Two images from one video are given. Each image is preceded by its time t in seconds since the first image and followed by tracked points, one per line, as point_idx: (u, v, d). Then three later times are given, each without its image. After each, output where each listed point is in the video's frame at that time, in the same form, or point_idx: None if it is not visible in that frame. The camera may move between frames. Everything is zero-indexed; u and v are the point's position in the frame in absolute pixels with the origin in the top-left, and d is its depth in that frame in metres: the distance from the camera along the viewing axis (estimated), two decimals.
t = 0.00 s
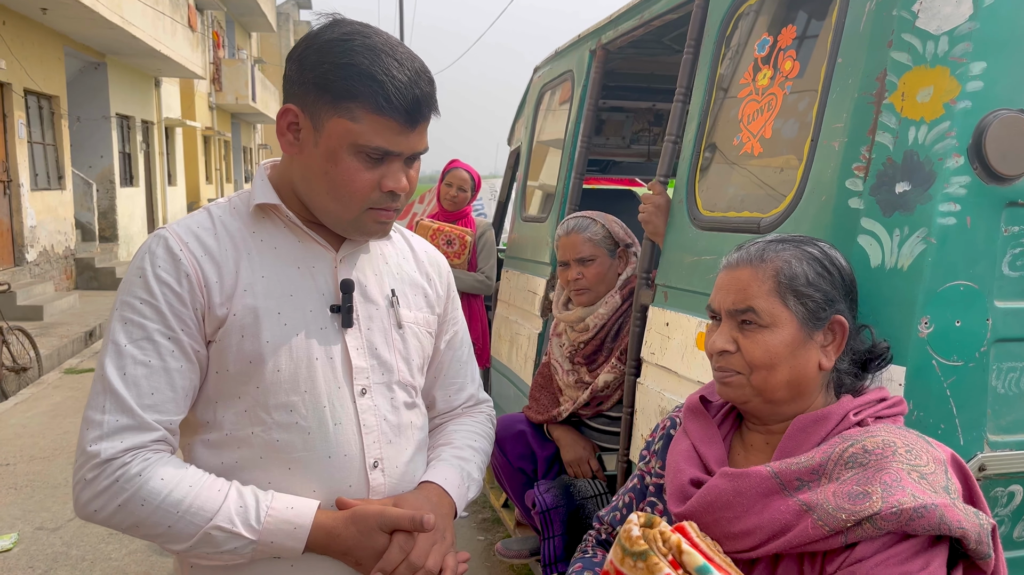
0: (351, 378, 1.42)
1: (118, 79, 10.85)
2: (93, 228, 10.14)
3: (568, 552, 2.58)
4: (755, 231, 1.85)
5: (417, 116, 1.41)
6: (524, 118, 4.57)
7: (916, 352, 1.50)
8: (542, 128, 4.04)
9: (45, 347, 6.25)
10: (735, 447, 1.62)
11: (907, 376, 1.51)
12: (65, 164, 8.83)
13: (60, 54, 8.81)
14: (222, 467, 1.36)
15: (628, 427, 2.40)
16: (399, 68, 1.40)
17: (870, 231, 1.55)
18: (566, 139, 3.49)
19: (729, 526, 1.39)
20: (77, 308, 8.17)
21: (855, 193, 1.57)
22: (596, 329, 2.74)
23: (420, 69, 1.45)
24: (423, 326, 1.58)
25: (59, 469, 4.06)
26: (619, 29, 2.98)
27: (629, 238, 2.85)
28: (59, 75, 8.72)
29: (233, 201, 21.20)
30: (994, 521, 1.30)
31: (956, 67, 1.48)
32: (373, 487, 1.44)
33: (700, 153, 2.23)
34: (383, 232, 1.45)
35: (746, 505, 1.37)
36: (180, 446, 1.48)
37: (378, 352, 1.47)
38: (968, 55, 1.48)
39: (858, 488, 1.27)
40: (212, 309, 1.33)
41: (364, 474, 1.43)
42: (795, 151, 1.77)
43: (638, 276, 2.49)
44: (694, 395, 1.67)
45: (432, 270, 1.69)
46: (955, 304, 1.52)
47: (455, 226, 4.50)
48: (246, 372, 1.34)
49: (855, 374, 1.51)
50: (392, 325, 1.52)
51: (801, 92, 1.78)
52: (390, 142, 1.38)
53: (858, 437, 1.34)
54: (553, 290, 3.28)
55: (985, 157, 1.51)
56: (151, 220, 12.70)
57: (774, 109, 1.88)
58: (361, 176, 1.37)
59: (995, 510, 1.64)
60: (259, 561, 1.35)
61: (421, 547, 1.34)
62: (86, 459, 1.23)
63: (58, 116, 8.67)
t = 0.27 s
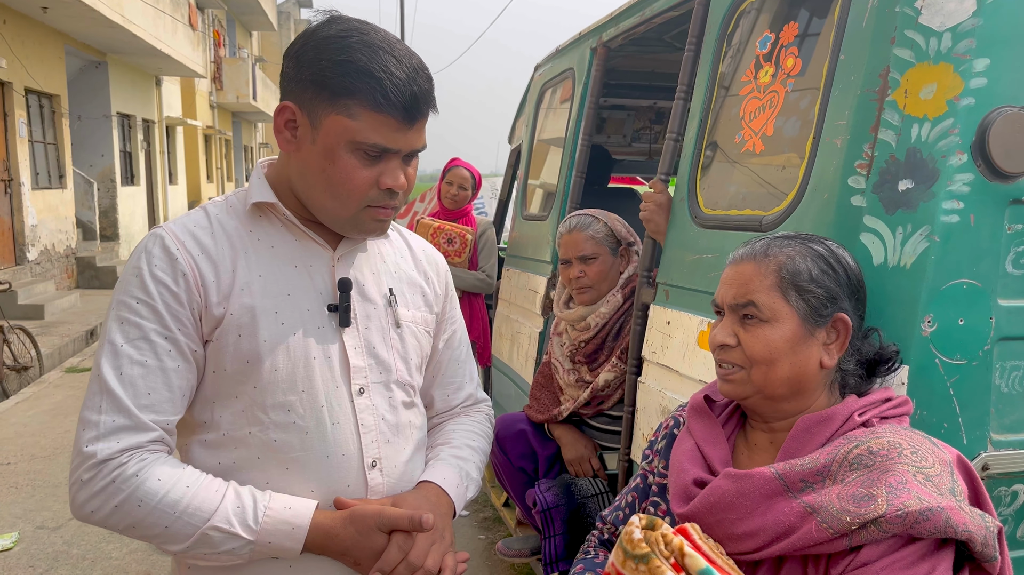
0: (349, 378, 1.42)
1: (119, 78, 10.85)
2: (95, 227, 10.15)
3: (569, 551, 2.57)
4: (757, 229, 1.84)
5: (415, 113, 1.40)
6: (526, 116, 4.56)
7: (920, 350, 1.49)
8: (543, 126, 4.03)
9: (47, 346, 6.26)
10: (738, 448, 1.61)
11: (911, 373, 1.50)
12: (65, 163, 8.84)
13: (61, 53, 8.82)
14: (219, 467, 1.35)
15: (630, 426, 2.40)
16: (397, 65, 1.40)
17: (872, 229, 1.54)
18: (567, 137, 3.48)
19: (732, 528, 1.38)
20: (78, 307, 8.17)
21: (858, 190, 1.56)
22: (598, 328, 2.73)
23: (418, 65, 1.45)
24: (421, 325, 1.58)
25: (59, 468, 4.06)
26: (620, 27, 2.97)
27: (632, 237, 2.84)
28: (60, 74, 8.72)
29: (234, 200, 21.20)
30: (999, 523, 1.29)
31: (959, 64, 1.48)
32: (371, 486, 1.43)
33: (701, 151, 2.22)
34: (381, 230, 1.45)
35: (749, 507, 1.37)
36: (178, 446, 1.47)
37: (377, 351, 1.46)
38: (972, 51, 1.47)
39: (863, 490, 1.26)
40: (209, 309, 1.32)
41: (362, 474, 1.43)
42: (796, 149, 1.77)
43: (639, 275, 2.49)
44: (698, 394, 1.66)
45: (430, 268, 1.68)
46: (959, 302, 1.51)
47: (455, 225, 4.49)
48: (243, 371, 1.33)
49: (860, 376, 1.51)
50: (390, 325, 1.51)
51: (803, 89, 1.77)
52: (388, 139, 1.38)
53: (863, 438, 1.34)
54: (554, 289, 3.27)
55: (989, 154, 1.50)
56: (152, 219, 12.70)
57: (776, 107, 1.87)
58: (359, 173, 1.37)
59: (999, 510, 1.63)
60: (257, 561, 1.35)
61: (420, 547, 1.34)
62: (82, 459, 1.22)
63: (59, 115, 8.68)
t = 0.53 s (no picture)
0: (347, 377, 1.41)
1: (120, 77, 10.86)
2: (96, 226, 10.15)
3: (570, 552, 2.56)
4: (760, 228, 1.83)
5: (412, 109, 1.39)
6: (526, 114, 4.55)
7: (924, 350, 1.48)
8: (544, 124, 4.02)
9: (48, 345, 6.26)
10: (741, 448, 1.60)
11: (915, 374, 1.49)
12: (66, 162, 8.84)
13: (62, 52, 8.82)
14: (217, 468, 1.34)
15: (631, 426, 2.38)
16: (394, 61, 1.38)
17: (876, 228, 1.53)
18: (568, 136, 3.47)
19: (736, 530, 1.37)
20: (79, 306, 8.17)
21: (861, 189, 1.54)
22: (600, 327, 2.72)
23: (415, 62, 1.43)
24: (419, 324, 1.57)
25: (60, 468, 4.05)
26: (621, 24, 2.95)
27: (635, 236, 2.84)
28: (61, 73, 8.73)
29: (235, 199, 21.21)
30: (1005, 524, 1.28)
31: (964, 61, 1.46)
32: (371, 487, 1.42)
33: (703, 149, 2.21)
34: (379, 228, 1.43)
35: (752, 509, 1.35)
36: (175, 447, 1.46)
37: (375, 350, 1.45)
38: (976, 48, 1.45)
39: (867, 491, 1.25)
40: (206, 309, 1.31)
41: (361, 474, 1.42)
42: (798, 147, 1.75)
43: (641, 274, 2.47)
44: (699, 396, 1.65)
45: (427, 267, 1.67)
46: (963, 302, 1.50)
47: (455, 223, 4.45)
48: (240, 371, 1.32)
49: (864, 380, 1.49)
50: (388, 324, 1.50)
51: (805, 87, 1.75)
52: (385, 135, 1.36)
53: (867, 439, 1.32)
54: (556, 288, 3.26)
55: (993, 152, 1.48)
56: (153, 218, 12.70)
57: (778, 105, 1.86)
58: (356, 170, 1.36)
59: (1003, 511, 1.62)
60: (256, 563, 1.34)
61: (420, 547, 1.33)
62: (78, 461, 1.21)
63: (60, 113, 8.68)
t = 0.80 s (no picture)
0: (350, 376, 1.40)
1: (121, 75, 10.85)
2: (97, 224, 10.16)
3: (573, 551, 2.56)
4: (763, 226, 1.82)
5: (415, 105, 1.39)
6: (528, 112, 4.53)
7: (928, 348, 1.47)
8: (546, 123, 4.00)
9: (49, 344, 6.25)
10: (744, 447, 1.60)
11: (920, 373, 1.48)
12: (67, 160, 8.84)
13: (63, 50, 8.81)
14: (219, 467, 1.33)
15: (634, 425, 2.38)
16: (397, 57, 1.38)
17: (881, 226, 1.52)
18: (569, 134, 3.45)
19: (739, 529, 1.36)
20: (81, 304, 8.17)
21: (865, 186, 1.53)
22: (603, 325, 2.72)
23: (417, 58, 1.43)
24: (420, 322, 1.56)
25: (61, 467, 4.05)
26: (623, 21, 2.94)
27: (639, 234, 2.84)
28: (62, 71, 8.72)
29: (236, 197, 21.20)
30: (1010, 524, 1.27)
31: (969, 57, 1.45)
32: (374, 486, 1.42)
33: (705, 147, 2.20)
34: (381, 225, 1.43)
35: (756, 508, 1.35)
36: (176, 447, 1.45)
37: (377, 349, 1.45)
38: (981, 45, 1.44)
39: (872, 491, 1.24)
40: (207, 306, 1.30)
41: (365, 473, 1.41)
42: (801, 144, 1.74)
43: (643, 272, 2.46)
44: (702, 394, 1.64)
45: (428, 265, 1.66)
46: (968, 300, 1.49)
47: (457, 222, 4.46)
48: (242, 370, 1.32)
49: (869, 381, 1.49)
50: (390, 322, 1.49)
51: (808, 85, 1.74)
52: (388, 132, 1.36)
53: (872, 438, 1.31)
54: (558, 287, 3.25)
55: (1000, 149, 1.47)
56: (155, 216, 12.70)
57: (782, 102, 1.85)
58: (358, 167, 1.35)
59: (1009, 510, 1.61)
60: (259, 563, 1.33)
61: (425, 546, 1.32)
62: (79, 461, 1.20)
63: (61, 112, 8.67)
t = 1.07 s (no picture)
0: (353, 375, 1.40)
1: (122, 74, 10.85)
2: (98, 223, 10.17)
3: (574, 550, 2.55)
4: (765, 224, 1.81)
5: (419, 102, 1.38)
6: (529, 110, 4.53)
7: (932, 347, 1.47)
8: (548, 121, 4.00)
9: (50, 342, 6.26)
10: (748, 445, 1.59)
11: (923, 373, 1.48)
12: (69, 159, 8.85)
13: (64, 49, 8.81)
14: (221, 467, 1.33)
15: (636, 423, 2.37)
16: (400, 53, 1.37)
17: (884, 224, 1.50)
18: (571, 132, 3.45)
19: (743, 528, 1.36)
20: (83, 303, 8.18)
21: (869, 184, 1.52)
22: (606, 322, 2.71)
23: (420, 54, 1.42)
24: (423, 320, 1.55)
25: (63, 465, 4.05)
26: (625, 19, 2.93)
27: (643, 232, 2.84)
28: (63, 70, 8.72)
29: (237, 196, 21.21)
30: (1015, 525, 1.26)
31: (974, 54, 1.44)
32: (378, 485, 1.41)
33: (707, 145, 2.19)
34: (384, 222, 1.43)
35: (760, 507, 1.34)
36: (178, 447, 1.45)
37: (379, 347, 1.44)
38: (986, 42, 1.44)
39: (877, 489, 1.23)
40: (209, 305, 1.30)
41: (368, 472, 1.41)
42: (803, 142, 1.73)
43: (645, 270, 2.45)
44: (705, 393, 1.63)
45: (430, 263, 1.66)
46: (972, 298, 1.48)
47: (459, 221, 4.52)
48: (244, 369, 1.31)
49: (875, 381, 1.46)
50: (393, 320, 1.49)
51: (810, 83, 1.73)
52: (391, 128, 1.35)
53: (877, 436, 1.31)
54: (559, 286, 3.25)
55: (1005, 147, 1.46)
56: (156, 215, 12.72)
57: (784, 100, 1.84)
58: (362, 164, 1.34)
59: (1012, 510, 1.61)
60: (262, 563, 1.33)
61: (429, 546, 1.32)
62: (81, 461, 1.20)
63: (62, 111, 8.67)
